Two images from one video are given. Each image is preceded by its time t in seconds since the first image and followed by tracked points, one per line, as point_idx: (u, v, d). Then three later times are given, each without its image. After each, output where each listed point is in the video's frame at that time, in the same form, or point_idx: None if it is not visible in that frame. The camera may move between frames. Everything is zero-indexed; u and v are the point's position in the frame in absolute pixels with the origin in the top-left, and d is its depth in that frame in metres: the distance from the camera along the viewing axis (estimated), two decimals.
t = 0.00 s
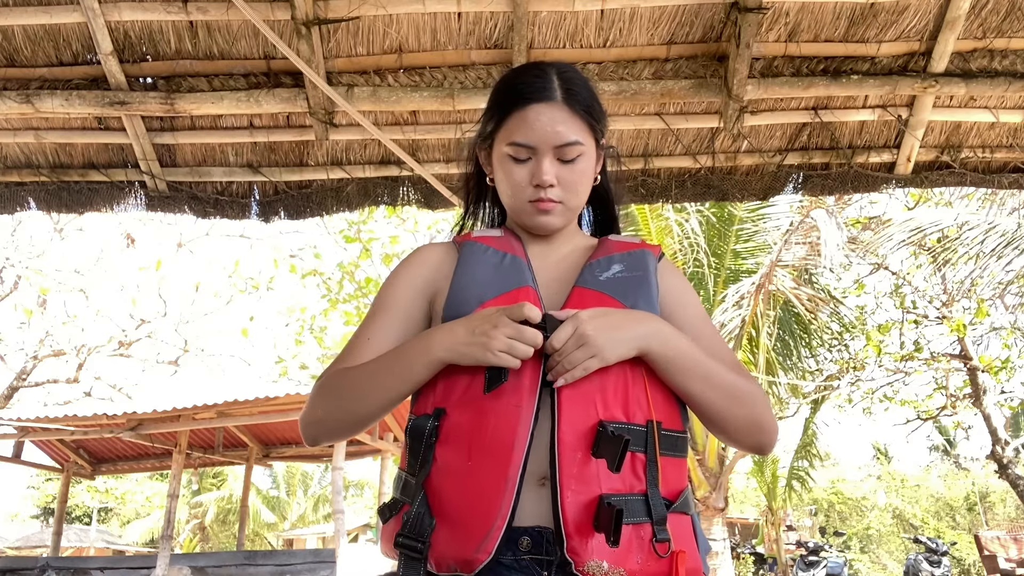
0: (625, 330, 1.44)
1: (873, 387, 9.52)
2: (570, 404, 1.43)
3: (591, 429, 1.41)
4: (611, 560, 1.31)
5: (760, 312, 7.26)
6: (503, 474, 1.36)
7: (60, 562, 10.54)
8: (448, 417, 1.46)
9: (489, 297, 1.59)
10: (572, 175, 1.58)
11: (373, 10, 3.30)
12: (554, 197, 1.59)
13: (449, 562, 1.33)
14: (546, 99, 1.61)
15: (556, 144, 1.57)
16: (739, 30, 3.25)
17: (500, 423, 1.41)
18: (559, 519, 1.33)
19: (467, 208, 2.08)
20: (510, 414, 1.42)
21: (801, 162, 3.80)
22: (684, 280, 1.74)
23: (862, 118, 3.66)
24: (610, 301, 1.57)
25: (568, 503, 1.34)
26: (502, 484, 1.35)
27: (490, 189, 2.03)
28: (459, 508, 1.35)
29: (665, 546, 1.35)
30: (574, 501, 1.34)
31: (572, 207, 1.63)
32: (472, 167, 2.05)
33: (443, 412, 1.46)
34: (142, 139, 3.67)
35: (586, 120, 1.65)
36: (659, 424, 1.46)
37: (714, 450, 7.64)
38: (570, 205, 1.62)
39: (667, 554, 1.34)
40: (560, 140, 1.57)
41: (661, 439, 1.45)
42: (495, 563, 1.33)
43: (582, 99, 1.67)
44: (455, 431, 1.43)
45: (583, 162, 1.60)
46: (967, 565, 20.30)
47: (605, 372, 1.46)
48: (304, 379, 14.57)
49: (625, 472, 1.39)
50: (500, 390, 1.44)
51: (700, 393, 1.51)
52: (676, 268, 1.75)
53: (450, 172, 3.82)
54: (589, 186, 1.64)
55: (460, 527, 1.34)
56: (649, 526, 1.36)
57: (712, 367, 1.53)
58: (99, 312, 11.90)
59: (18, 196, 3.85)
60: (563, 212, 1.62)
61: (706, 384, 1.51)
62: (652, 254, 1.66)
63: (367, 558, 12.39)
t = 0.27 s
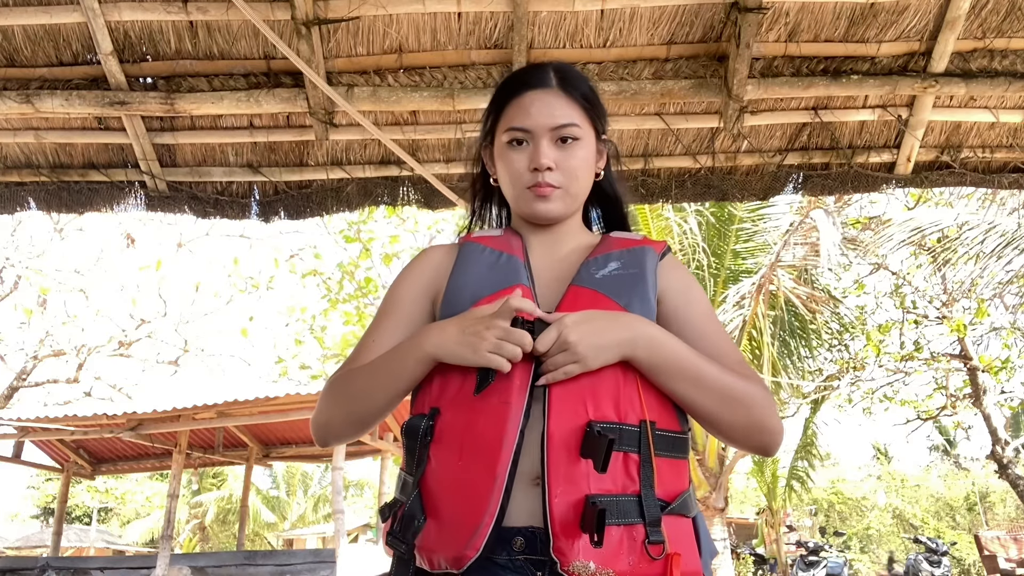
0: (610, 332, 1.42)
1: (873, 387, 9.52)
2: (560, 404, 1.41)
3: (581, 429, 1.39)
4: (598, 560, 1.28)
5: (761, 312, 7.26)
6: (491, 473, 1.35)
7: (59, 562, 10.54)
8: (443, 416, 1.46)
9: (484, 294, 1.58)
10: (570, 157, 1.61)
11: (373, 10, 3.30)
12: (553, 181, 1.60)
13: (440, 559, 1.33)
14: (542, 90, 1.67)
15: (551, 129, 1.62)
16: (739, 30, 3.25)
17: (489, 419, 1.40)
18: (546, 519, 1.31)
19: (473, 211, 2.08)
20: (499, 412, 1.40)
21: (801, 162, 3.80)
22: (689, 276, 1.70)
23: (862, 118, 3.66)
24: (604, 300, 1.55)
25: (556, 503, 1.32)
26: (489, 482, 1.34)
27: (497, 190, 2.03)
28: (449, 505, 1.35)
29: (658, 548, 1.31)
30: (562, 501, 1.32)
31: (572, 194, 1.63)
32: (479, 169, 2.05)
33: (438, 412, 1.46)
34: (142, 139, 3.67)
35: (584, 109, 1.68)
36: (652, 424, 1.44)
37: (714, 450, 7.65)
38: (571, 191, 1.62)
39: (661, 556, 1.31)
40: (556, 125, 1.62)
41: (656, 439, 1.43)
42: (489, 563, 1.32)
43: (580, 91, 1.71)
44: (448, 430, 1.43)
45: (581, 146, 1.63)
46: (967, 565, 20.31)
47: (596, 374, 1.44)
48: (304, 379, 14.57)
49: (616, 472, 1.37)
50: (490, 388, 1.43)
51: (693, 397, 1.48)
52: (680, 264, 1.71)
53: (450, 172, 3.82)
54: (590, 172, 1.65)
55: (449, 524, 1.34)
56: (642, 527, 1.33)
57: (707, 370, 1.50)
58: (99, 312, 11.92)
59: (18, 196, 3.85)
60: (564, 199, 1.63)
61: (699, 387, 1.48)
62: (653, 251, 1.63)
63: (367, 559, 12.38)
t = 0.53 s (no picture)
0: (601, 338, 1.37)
1: (872, 387, 9.52)
2: (559, 405, 1.37)
3: (581, 430, 1.34)
4: (593, 563, 1.24)
5: (761, 312, 7.27)
6: (496, 474, 1.34)
7: (60, 562, 10.55)
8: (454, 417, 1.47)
9: (493, 295, 1.56)
10: (582, 148, 1.60)
11: (373, 10, 3.30)
12: (565, 171, 1.60)
13: (447, 557, 1.33)
14: (555, 82, 1.68)
15: (563, 120, 1.62)
16: (740, 30, 3.25)
17: (495, 420, 1.40)
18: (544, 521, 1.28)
19: (496, 213, 2.08)
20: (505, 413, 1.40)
21: (801, 162, 3.80)
22: (712, 270, 1.59)
23: (862, 118, 3.66)
24: (605, 302, 1.49)
25: (553, 504, 1.29)
26: (493, 483, 1.34)
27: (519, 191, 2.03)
28: (456, 504, 1.36)
29: (660, 551, 1.26)
30: (559, 503, 1.29)
31: (585, 184, 1.62)
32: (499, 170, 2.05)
33: (450, 413, 1.48)
34: (142, 139, 3.67)
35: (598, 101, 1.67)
36: (656, 426, 1.37)
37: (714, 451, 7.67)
38: (584, 182, 1.61)
39: (665, 559, 1.26)
40: (568, 116, 1.62)
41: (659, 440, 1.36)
42: (496, 561, 1.31)
43: (596, 83, 1.70)
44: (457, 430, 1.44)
45: (594, 135, 1.62)
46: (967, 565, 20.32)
47: (594, 378, 1.38)
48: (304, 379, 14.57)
49: (616, 474, 1.31)
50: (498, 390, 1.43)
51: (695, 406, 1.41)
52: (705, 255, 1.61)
53: (450, 173, 3.83)
54: (604, 162, 1.64)
55: (457, 522, 1.34)
56: (642, 530, 1.28)
57: (713, 378, 1.41)
58: (99, 312, 11.95)
59: (18, 196, 3.85)
60: (579, 190, 1.61)
61: (701, 396, 1.40)
62: (665, 247, 1.56)
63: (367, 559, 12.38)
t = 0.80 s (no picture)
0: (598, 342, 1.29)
1: (872, 387, 9.53)
2: (564, 409, 1.30)
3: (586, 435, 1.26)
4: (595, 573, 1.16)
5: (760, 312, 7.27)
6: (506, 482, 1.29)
7: (60, 562, 10.55)
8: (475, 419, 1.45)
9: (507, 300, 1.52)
10: (592, 139, 1.58)
11: (373, 10, 3.30)
12: (576, 163, 1.57)
13: (467, 562, 1.32)
14: (566, 76, 1.66)
15: (573, 113, 1.60)
16: (739, 30, 3.25)
17: (510, 422, 1.34)
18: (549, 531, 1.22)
19: (528, 214, 2.07)
20: (516, 415, 1.34)
21: (801, 162, 3.80)
22: (739, 261, 1.45)
23: (862, 118, 3.66)
24: (609, 304, 1.40)
25: (558, 514, 1.22)
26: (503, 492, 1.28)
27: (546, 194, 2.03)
28: (473, 509, 1.33)
29: (668, 559, 1.17)
30: (564, 513, 1.21)
31: (598, 175, 1.58)
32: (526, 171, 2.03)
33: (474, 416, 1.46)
34: (142, 139, 3.67)
35: (611, 92, 1.64)
36: (665, 431, 1.27)
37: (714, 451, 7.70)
38: (596, 173, 1.58)
39: (674, 567, 1.17)
40: (578, 108, 1.60)
41: (669, 444, 1.26)
42: (518, 563, 1.27)
43: (610, 75, 1.67)
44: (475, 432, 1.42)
45: (605, 126, 1.59)
46: (966, 565, 20.35)
47: (597, 383, 1.30)
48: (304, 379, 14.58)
49: (622, 481, 1.22)
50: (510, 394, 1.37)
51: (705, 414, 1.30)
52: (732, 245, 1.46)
53: (450, 173, 3.83)
54: (618, 152, 1.60)
55: (473, 527, 1.32)
56: (650, 537, 1.18)
57: (722, 384, 1.30)
58: (99, 312, 11.98)
59: (19, 197, 3.85)
60: (591, 182, 1.58)
61: (709, 405, 1.29)
62: (681, 243, 1.43)
63: (367, 559, 12.37)
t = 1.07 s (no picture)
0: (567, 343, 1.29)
1: (872, 387, 9.53)
2: (562, 417, 1.33)
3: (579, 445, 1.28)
4: None
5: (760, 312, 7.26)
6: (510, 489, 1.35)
7: (60, 562, 10.55)
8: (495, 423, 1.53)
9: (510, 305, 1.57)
10: (568, 133, 1.61)
11: (373, 10, 3.30)
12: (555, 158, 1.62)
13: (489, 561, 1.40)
14: (555, 82, 1.72)
15: (554, 115, 1.66)
16: (739, 30, 3.25)
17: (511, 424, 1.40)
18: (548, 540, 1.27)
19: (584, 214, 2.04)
20: (516, 420, 1.39)
21: (801, 162, 3.80)
22: (749, 253, 1.37)
23: (862, 118, 3.66)
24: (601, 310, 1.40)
25: (556, 524, 1.26)
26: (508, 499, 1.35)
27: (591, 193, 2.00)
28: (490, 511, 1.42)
29: (664, 568, 1.16)
30: (560, 523, 1.26)
31: (577, 167, 1.59)
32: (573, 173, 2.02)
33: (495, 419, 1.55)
34: (142, 139, 3.67)
35: (594, 84, 1.66)
36: (659, 440, 1.25)
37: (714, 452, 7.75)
38: (574, 163, 1.59)
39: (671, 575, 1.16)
40: (557, 109, 1.66)
41: (664, 454, 1.24)
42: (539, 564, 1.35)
43: (599, 70, 1.69)
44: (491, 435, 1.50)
45: (580, 117, 1.62)
46: (966, 565, 20.34)
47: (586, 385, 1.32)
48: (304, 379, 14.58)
49: (616, 491, 1.22)
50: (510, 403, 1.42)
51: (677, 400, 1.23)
52: (745, 238, 1.38)
53: (450, 172, 3.83)
54: (600, 139, 1.60)
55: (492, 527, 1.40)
56: (644, 547, 1.19)
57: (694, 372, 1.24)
58: (99, 312, 12.04)
59: (19, 196, 3.85)
60: (571, 173, 1.60)
61: (681, 389, 1.23)
62: (679, 244, 1.39)
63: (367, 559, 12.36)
